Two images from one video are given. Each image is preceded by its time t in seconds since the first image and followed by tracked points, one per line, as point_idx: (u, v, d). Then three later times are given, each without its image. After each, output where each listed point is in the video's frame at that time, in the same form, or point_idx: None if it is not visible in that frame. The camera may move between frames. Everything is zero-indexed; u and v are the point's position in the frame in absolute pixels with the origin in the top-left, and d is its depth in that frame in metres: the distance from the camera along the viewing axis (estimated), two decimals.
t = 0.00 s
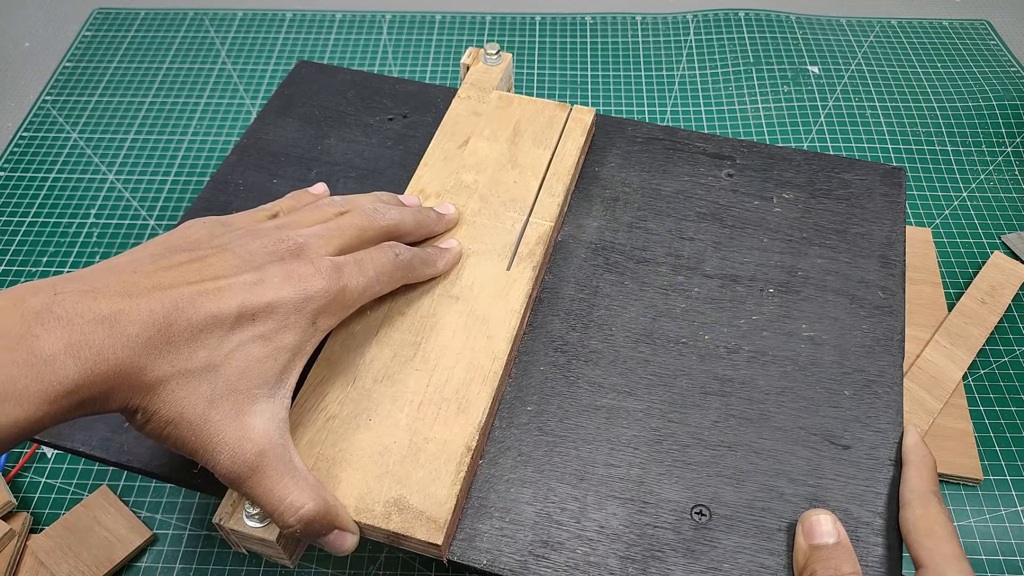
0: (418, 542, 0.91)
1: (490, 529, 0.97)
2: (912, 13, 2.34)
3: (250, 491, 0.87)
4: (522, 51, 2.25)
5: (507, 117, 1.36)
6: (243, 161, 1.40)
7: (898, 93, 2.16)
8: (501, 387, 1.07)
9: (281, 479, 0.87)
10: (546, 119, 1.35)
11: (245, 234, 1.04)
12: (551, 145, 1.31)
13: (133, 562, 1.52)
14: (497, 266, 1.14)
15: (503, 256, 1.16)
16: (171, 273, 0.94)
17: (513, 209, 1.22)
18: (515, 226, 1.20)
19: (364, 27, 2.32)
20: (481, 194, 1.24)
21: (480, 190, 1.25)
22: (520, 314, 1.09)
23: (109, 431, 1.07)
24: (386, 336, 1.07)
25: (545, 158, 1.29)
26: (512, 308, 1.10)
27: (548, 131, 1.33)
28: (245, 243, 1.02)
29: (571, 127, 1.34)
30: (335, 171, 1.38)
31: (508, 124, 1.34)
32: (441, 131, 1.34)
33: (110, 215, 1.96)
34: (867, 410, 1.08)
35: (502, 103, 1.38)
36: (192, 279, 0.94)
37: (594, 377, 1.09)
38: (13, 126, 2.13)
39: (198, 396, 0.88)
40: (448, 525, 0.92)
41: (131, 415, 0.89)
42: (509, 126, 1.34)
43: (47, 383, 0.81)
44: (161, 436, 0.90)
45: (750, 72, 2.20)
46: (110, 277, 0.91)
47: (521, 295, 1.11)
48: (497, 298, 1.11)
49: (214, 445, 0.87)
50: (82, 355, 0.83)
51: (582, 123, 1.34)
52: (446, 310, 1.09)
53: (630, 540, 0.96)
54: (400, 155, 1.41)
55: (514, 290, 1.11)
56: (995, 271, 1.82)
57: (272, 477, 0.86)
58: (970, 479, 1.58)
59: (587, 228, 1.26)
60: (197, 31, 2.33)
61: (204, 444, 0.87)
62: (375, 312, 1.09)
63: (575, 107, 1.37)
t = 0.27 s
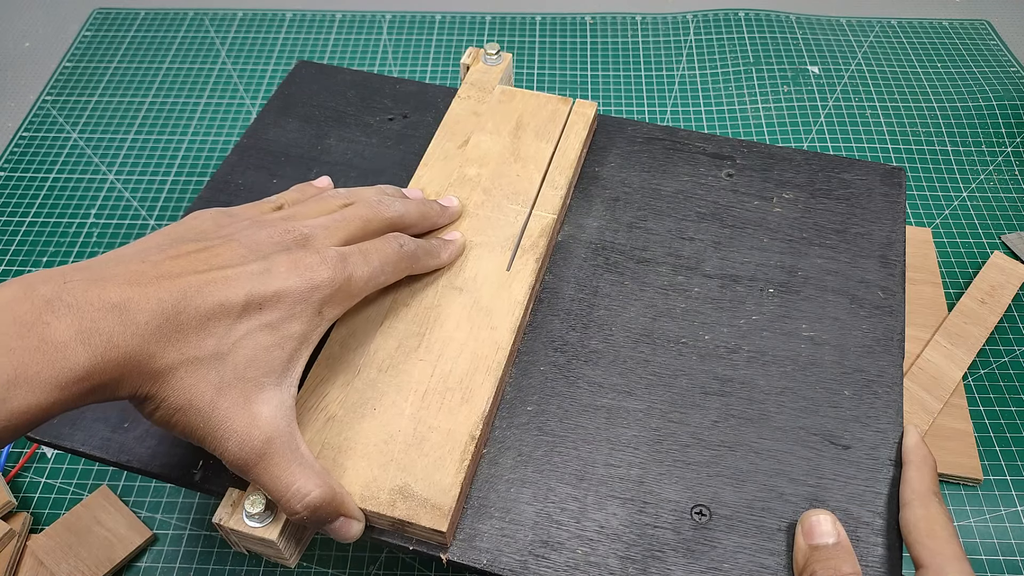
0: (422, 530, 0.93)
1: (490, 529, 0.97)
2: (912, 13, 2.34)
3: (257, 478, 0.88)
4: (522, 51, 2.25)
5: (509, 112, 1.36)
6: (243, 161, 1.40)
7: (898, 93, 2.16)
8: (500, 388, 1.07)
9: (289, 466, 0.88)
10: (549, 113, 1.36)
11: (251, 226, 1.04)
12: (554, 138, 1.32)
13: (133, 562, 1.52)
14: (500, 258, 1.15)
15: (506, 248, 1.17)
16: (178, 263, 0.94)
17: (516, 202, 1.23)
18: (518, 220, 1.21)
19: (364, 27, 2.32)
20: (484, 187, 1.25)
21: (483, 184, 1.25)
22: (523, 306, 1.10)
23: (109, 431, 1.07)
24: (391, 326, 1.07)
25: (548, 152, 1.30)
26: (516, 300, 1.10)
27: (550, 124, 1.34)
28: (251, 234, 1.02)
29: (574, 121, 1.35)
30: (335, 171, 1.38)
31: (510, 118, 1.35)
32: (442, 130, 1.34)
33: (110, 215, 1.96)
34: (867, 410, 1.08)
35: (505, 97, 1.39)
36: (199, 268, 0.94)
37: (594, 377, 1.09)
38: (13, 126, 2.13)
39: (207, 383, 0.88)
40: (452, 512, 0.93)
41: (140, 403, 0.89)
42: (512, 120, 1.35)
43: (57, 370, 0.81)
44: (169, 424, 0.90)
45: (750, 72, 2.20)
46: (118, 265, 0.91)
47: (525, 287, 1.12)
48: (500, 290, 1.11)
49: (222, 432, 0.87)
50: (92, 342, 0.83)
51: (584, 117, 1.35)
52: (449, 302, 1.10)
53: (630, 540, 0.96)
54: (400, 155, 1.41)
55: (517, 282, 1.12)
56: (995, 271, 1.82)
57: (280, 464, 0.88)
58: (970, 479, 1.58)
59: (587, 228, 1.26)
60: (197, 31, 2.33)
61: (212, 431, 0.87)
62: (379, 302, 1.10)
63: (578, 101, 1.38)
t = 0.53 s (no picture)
0: (428, 517, 0.93)
1: (490, 529, 0.97)
2: (912, 13, 2.34)
3: (263, 465, 0.89)
4: (522, 51, 2.25)
5: (512, 107, 1.37)
6: (243, 161, 1.40)
7: (898, 93, 2.16)
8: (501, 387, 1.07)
9: (294, 454, 0.89)
10: (551, 107, 1.37)
11: (257, 217, 1.04)
12: (556, 132, 1.33)
13: (133, 562, 1.52)
14: (503, 251, 1.16)
15: (509, 241, 1.17)
16: (185, 252, 0.95)
17: (519, 195, 1.24)
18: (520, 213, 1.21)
19: (364, 27, 2.32)
20: (488, 180, 1.26)
21: (486, 178, 1.26)
22: (526, 297, 1.10)
23: (109, 431, 1.07)
24: (395, 317, 1.08)
25: (550, 146, 1.30)
26: (519, 292, 1.11)
27: (553, 119, 1.35)
28: (255, 224, 1.03)
29: (576, 115, 1.36)
30: (335, 171, 1.38)
31: (513, 113, 1.36)
32: (442, 130, 1.34)
33: (110, 215, 1.96)
34: (867, 410, 1.08)
35: (508, 92, 1.40)
36: (205, 258, 0.95)
37: (594, 378, 1.09)
38: (13, 126, 2.13)
39: (214, 371, 0.89)
40: (457, 500, 0.94)
41: (147, 391, 0.89)
42: (514, 115, 1.36)
43: (68, 356, 0.81)
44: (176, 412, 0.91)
45: (750, 72, 2.20)
46: (126, 254, 0.91)
47: (527, 278, 1.12)
48: (503, 282, 1.12)
49: (230, 419, 0.88)
50: (101, 329, 0.84)
51: (586, 112, 1.36)
52: (453, 294, 1.11)
53: (630, 540, 0.96)
54: (400, 155, 1.41)
55: (520, 273, 1.13)
56: (995, 271, 1.82)
57: (286, 452, 0.88)
58: (970, 479, 1.58)
59: (586, 228, 1.26)
60: (197, 31, 2.33)
61: (220, 419, 0.88)
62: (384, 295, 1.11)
63: (580, 96, 1.39)
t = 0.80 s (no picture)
0: (432, 505, 0.93)
1: (490, 529, 0.97)
2: (912, 13, 2.34)
3: (270, 452, 0.89)
4: (522, 51, 2.25)
5: (514, 101, 1.38)
6: (243, 161, 1.40)
7: (898, 93, 2.16)
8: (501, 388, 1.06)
9: (301, 441, 0.89)
10: (554, 101, 1.38)
11: (262, 209, 1.05)
12: (558, 125, 1.33)
13: (133, 562, 1.52)
14: (506, 243, 1.16)
15: (512, 233, 1.18)
16: (193, 242, 0.96)
17: (522, 187, 1.24)
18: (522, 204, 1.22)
19: (364, 27, 2.32)
20: (491, 172, 1.26)
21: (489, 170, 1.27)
22: (530, 288, 1.11)
23: (109, 431, 1.07)
24: (400, 308, 1.08)
25: (553, 139, 1.31)
26: (522, 283, 1.11)
27: (555, 112, 1.36)
28: (261, 215, 1.03)
29: (578, 108, 1.36)
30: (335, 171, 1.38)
31: (516, 106, 1.37)
32: (441, 131, 1.33)
33: (110, 215, 1.96)
34: (867, 410, 1.08)
35: (510, 85, 1.40)
36: (212, 247, 0.96)
37: (594, 378, 1.09)
38: (13, 126, 2.13)
39: (222, 358, 0.90)
40: (461, 488, 0.94)
41: (155, 378, 0.90)
42: (517, 108, 1.36)
43: (78, 342, 0.82)
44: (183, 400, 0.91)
45: (750, 72, 2.20)
46: (134, 244, 0.92)
47: (530, 270, 1.13)
48: (506, 274, 1.12)
49: (237, 406, 0.89)
50: (111, 315, 0.84)
51: (588, 105, 1.37)
52: (456, 285, 1.11)
53: (630, 540, 0.96)
54: (400, 155, 1.41)
55: (523, 265, 1.13)
56: (995, 271, 1.82)
57: (292, 439, 0.89)
58: (970, 479, 1.58)
59: (586, 228, 1.26)
60: (197, 31, 2.33)
61: (227, 406, 0.89)
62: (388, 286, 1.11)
63: (582, 89, 1.40)
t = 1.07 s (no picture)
0: (438, 489, 0.94)
1: (490, 529, 0.97)
2: (912, 13, 2.34)
3: (277, 437, 0.90)
4: (522, 51, 2.25)
5: (517, 94, 1.38)
6: (243, 161, 1.40)
7: (898, 93, 2.16)
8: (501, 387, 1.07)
9: (307, 427, 0.90)
10: (557, 94, 1.38)
11: (270, 198, 1.05)
12: (561, 118, 1.34)
13: (133, 562, 1.52)
14: (510, 233, 1.17)
15: (515, 224, 1.18)
16: (201, 229, 0.95)
17: (525, 179, 1.25)
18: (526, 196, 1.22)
19: (364, 27, 2.32)
20: (495, 164, 1.27)
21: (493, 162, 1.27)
22: (534, 278, 1.11)
23: (108, 431, 1.07)
24: (404, 296, 1.09)
25: (556, 131, 1.32)
26: (526, 272, 1.12)
27: (558, 105, 1.36)
28: (268, 203, 1.04)
29: (581, 101, 1.37)
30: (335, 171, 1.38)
31: (519, 100, 1.37)
32: (441, 131, 1.33)
33: (109, 215, 1.96)
34: (867, 410, 1.08)
35: (514, 79, 1.41)
36: (220, 234, 0.96)
37: (594, 378, 1.09)
38: (13, 126, 2.13)
39: (231, 344, 0.90)
40: (467, 473, 0.94)
41: (165, 363, 0.90)
42: (520, 102, 1.37)
43: (92, 325, 0.81)
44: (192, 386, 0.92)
45: (750, 72, 2.20)
46: (143, 230, 0.92)
47: (534, 260, 1.13)
48: (510, 264, 1.13)
49: (246, 391, 0.89)
50: (123, 299, 0.84)
51: (591, 98, 1.37)
52: (461, 274, 1.11)
53: (630, 540, 0.96)
54: (400, 155, 1.41)
55: (527, 255, 1.14)
56: (995, 271, 1.82)
57: (299, 425, 0.90)
58: (970, 479, 1.58)
59: (586, 228, 1.26)
60: (197, 31, 2.33)
61: (236, 391, 0.89)
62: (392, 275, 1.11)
63: (584, 83, 1.40)
